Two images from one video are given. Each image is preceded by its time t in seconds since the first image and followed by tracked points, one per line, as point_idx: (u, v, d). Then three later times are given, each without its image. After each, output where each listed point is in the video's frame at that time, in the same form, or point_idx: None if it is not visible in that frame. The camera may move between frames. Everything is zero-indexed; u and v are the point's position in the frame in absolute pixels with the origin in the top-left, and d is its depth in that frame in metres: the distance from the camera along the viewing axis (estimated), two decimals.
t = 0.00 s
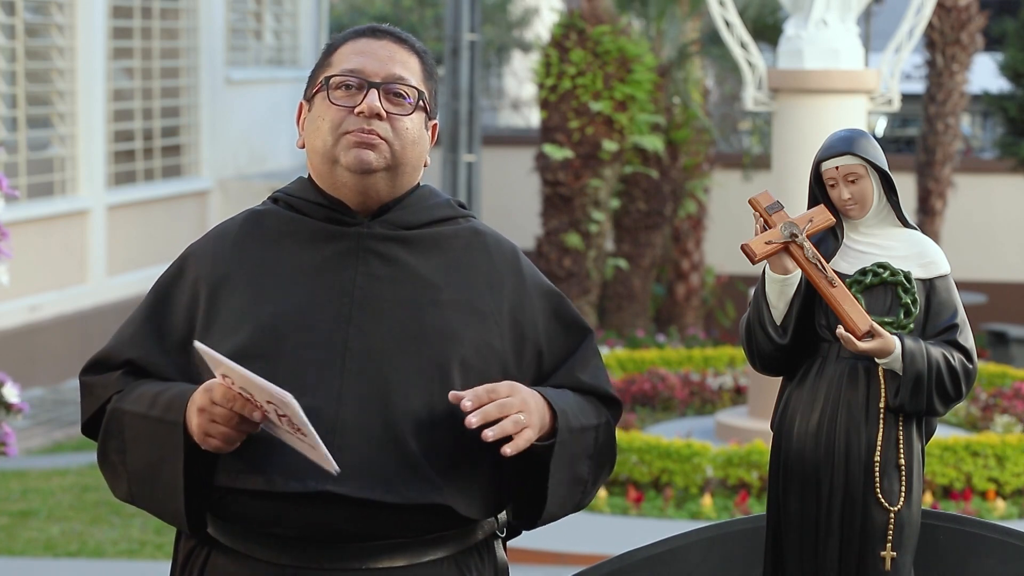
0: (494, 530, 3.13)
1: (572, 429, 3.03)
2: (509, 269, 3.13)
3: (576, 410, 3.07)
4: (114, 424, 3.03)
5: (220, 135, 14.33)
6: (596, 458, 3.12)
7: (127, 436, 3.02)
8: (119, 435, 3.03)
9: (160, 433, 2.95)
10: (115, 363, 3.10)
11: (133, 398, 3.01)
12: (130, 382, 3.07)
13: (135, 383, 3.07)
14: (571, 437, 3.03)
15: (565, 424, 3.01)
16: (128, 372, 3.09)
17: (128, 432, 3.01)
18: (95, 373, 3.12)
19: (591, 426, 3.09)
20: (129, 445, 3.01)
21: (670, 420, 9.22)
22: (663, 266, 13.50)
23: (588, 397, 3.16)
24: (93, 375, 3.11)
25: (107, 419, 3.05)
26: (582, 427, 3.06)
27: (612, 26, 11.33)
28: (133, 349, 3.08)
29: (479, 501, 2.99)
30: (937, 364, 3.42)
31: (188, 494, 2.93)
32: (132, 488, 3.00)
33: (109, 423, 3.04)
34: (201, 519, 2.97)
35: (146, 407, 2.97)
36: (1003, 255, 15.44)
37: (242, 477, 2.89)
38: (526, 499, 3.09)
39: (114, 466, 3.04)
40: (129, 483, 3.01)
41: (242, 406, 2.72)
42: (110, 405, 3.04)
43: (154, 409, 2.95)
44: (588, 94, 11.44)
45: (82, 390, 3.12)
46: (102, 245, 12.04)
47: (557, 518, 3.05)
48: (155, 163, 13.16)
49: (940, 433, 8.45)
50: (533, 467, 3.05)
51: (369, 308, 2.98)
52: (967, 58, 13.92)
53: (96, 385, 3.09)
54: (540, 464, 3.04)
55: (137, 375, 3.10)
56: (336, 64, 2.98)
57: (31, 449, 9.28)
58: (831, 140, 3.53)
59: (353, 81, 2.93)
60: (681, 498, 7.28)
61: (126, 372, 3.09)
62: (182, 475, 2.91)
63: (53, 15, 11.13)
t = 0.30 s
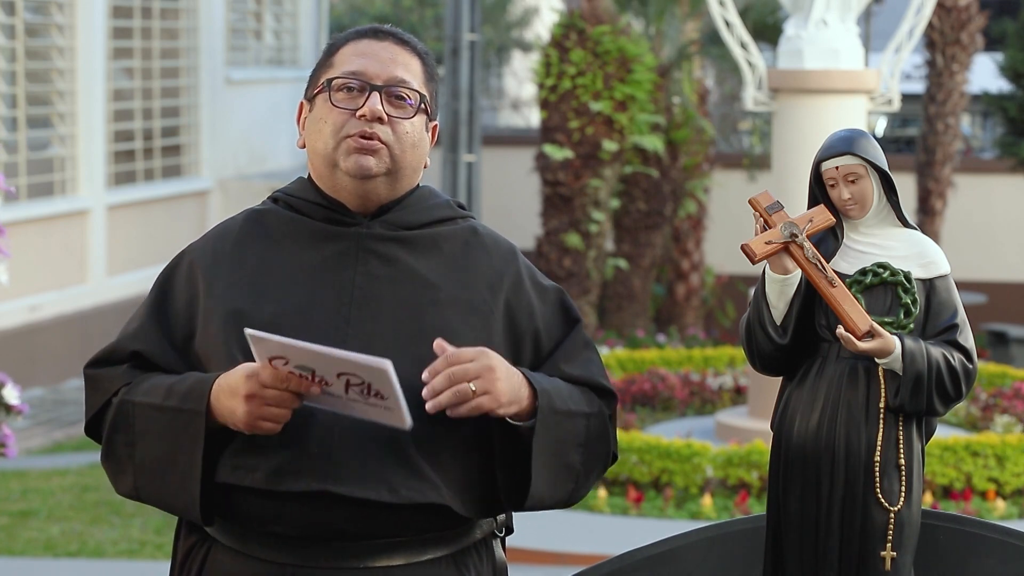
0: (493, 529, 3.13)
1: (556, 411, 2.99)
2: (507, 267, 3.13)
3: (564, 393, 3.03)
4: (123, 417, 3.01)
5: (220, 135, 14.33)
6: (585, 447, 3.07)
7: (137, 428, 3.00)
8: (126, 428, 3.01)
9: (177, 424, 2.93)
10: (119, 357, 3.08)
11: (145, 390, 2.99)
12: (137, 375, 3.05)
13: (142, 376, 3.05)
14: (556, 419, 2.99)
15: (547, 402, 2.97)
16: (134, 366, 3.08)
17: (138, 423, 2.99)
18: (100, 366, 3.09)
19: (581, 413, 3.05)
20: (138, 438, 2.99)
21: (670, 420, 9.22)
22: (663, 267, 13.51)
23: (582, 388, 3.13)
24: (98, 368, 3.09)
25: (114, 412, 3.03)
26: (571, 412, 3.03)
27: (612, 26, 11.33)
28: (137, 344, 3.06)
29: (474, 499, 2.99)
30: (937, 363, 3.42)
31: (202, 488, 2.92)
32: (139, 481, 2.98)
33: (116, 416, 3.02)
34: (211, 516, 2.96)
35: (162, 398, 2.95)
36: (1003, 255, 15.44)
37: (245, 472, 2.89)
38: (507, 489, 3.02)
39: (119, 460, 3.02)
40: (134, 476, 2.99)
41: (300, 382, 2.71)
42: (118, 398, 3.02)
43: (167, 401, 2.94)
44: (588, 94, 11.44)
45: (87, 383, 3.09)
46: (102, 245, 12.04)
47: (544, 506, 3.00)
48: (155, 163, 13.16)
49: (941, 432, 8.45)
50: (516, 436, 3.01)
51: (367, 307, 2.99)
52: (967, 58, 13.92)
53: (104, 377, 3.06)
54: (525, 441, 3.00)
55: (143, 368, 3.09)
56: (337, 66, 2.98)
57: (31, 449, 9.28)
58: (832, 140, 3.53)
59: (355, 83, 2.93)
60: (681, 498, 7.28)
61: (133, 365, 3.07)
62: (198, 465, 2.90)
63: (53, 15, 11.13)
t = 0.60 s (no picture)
0: (492, 528, 3.12)
1: (564, 374, 2.97)
2: (505, 266, 3.13)
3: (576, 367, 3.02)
4: (117, 403, 2.96)
5: (220, 136, 14.33)
6: (592, 428, 3.05)
7: (132, 414, 2.95)
8: (122, 416, 2.96)
9: (171, 402, 2.89)
10: (114, 351, 3.05)
11: (139, 375, 2.96)
12: (132, 365, 3.03)
13: (136, 366, 3.03)
14: (566, 388, 2.98)
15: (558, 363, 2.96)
16: (128, 358, 3.05)
17: (133, 410, 2.94)
18: (95, 362, 3.06)
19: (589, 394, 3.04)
20: (134, 426, 2.94)
21: (670, 420, 9.22)
22: (663, 267, 13.51)
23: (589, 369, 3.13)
24: (95, 364, 3.05)
25: (109, 400, 2.98)
26: (581, 386, 3.02)
27: (612, 26, 11.32)
28: (131, 340, 3.04)
29: (478, 500, 2.99)
30: (937, 364, 3.42)
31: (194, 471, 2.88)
32: (136, 471, 2.93)
33: (111, 403, 2.97)
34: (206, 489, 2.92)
35: (155, 378, 2.92)
36: (1003, 255, 15.44)
37: (241, 472, 2.88)
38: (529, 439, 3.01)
39: (115, 450, 2.96)
40: (131, 467, 2.94)
41: (299, 327, 2.68)
42: (113, 385, 2.98)
43: (161, 379, 2.91)
44: (588, 94, 11.44)
45: (84, 377, 3.06)
46: (102, 245, 12.04)
47: (554, 477, 3.00)
48: (155, 163, 13.16)
49: (941, 432, 8.45)
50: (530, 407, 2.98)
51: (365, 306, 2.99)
52: (967, 58, 13.92)
53: (100, 370, 3.03)
54: (538, 413, 2.98)
55: (137, 360, 3.06)
56: (335, 68, 2.97)
57: (31, 449, 9.28)
58: (832, 140, 3.53)
59: (352, 86, 2.93)
60: (681, 498, 7.28)
61: (127, 359, 3.05)
62: (190, 448, 2.86)
63: (53, 15, 11.13)
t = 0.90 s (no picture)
0: (490, 527, 3.12)
1: (555, 382, 2.97)
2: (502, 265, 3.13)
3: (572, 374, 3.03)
4: (113, 406, 2.97)
5: (220, 136, 14.33)
6: (583, 431, 3.06)
7: (126, 418, 2.95)
8: (117, 419, 2.96)
9: (164, 406, 2.89)
10: (112, 353, 3.06)
11: (133, 379, 2.96)
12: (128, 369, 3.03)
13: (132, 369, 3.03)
14: (556, 396, 2.98)
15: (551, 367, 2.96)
16: (124, 361, 3.05)
17: (128, 415, 2.95)
18: (93, 364, 3.07)
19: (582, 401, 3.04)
20: (128, 429, 2.94)
21: (670, 420, 9.22)
22: (663, 267, 13.51)
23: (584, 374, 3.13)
24: (92, 367, 3.07)
25: (106, 404, 2.99)
26: (575, 394, 3.02)
27: (612, 26, 11.32)
28: (129, 340, 3.04)
29: (477, 498, 2.99)
30: (937, 364, 3.42)
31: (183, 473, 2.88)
32: (131, 474, 2.93)
33: (107, 406, 2.98)
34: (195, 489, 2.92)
35: (148, 383, 2.92)
36: (1003, 255, 15.44)
37: (239, 472, 2.88)
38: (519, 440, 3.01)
39: (112, 453, 2.96)
40: (128, 469, 2.94)
41: (277, 315, 2.67)
42: (110, 389, 2.99)
43: (153, 385, 2.91)
44: (588, 94, 11.44)
45: (82, 380, 3.08)
46: (102, 245, 12.04)
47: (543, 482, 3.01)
48: (155, 163, 13.16)
49: (941, 432, 8.45)
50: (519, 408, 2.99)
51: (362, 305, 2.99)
52: (967, 58, 13.92)
53: (97, 373, 3.04)
54: (526, 411, 2.97)
55: (134, 362, 3.06)
56: (333, 74, 2.97)
57: (31, 449, 9.28)
58: (832, 140, 3.53)
59: (348, 95, 2.93)
60: (681, 498, 7.28)
61: (124, 361, 3.05)
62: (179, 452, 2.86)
63: (53, 15, 11.13)
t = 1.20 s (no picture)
0: (487, 527, 3.12)
1: (553, 453, 3.02)
2: (498, 265, 3.13)
3: (567, 429, 3.07)
4: (116, 423, 3.00)
5: (221, 136, 14.34)
6: (573, 478, 3.11)
7: (128, 438, 2.99)
8: (119, 437, 3.00)
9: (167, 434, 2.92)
10: (113, 361, 3.07)
11: (136, 398, 2.98)
12: (129, 381, 3.04)
13: (134, 382, 3.04)
14: (552, 462, 3.03)
15: (546, 444, 3.00)
16: (125, 371, 3.07)
17: (130, 434, 2.99)
18: (93, 372, 3.09)
19: (576, 446, 3.10)
20: (129, 448, 2.99)
21: (670, 420, 9.22)
22: (663, 266, 13.51)
23: (578, 407, 3.15)
24: (92, 374, 3.08)
25: (106, 421, 3.02)
26: (569, 449, 3.07)
27: (612, 26, 11.32)
28: (127, 344, 3.05)
29: (472, 500, 3.00)
30: (937, 363, 3.42)
31: (184, 496, 2.92)
32: (130, 491, 2.99)
33: (109, 423, 3.01)
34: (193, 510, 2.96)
35: (153, 408, 2.94)
36: (1003, 255, 15.44)
37: (237, 475, 2.89)
38: (510, 483, 3.06)
39: (112, 469, 3.01)
40: (127, 485, 2.99)
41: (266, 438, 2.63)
42: (110, 406, 3.01)
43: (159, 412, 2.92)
44: (588, 94, 11.44)
45: (83, 388, 3.09)
46: (102, 245, 12.04)
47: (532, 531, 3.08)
48: (155, 163, 13.16)
49: (940, 433, 8.45)
50: (515, 468, 3.05)
51: (358, 306, 2.99)
52: (967, 58, 13.91)
53: (97, 384, 3.06)
54: (520, 472, 3.04)
55: (134, 372, 3.07)
56: (331, 71, 2.97)
57: (31, 449, 9.28)
58: (832, 140, 3.53)
59: (348, 91, 2.93)
60: (680, 498, 7.28)
61: (124, 372, 3.06)
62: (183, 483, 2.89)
63: (53, 15, 11.13)
